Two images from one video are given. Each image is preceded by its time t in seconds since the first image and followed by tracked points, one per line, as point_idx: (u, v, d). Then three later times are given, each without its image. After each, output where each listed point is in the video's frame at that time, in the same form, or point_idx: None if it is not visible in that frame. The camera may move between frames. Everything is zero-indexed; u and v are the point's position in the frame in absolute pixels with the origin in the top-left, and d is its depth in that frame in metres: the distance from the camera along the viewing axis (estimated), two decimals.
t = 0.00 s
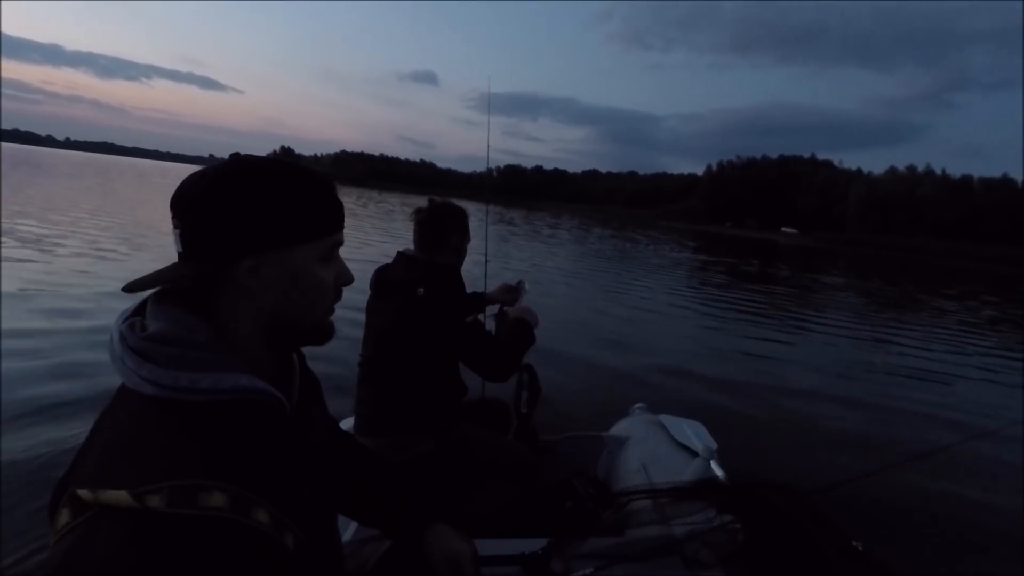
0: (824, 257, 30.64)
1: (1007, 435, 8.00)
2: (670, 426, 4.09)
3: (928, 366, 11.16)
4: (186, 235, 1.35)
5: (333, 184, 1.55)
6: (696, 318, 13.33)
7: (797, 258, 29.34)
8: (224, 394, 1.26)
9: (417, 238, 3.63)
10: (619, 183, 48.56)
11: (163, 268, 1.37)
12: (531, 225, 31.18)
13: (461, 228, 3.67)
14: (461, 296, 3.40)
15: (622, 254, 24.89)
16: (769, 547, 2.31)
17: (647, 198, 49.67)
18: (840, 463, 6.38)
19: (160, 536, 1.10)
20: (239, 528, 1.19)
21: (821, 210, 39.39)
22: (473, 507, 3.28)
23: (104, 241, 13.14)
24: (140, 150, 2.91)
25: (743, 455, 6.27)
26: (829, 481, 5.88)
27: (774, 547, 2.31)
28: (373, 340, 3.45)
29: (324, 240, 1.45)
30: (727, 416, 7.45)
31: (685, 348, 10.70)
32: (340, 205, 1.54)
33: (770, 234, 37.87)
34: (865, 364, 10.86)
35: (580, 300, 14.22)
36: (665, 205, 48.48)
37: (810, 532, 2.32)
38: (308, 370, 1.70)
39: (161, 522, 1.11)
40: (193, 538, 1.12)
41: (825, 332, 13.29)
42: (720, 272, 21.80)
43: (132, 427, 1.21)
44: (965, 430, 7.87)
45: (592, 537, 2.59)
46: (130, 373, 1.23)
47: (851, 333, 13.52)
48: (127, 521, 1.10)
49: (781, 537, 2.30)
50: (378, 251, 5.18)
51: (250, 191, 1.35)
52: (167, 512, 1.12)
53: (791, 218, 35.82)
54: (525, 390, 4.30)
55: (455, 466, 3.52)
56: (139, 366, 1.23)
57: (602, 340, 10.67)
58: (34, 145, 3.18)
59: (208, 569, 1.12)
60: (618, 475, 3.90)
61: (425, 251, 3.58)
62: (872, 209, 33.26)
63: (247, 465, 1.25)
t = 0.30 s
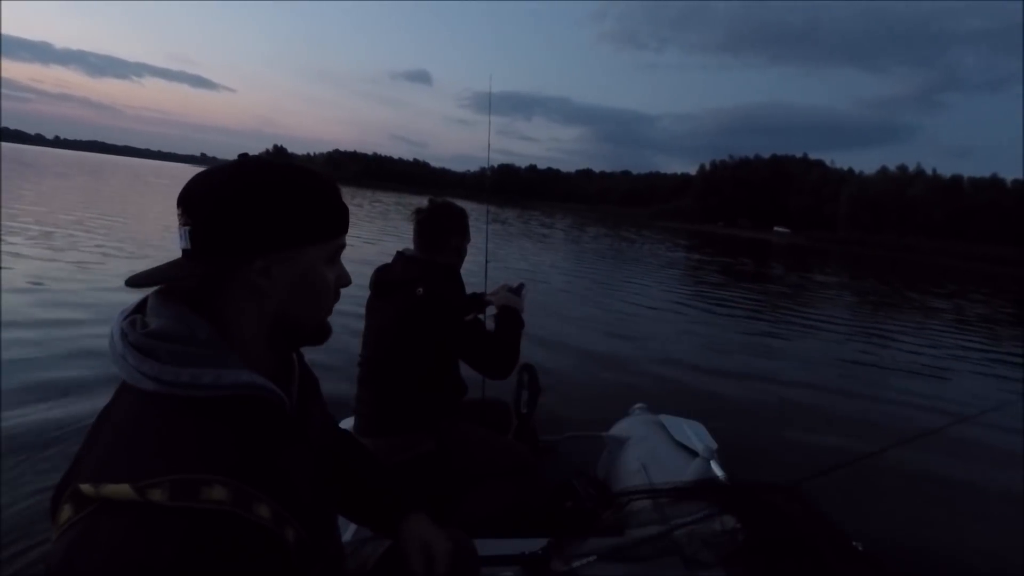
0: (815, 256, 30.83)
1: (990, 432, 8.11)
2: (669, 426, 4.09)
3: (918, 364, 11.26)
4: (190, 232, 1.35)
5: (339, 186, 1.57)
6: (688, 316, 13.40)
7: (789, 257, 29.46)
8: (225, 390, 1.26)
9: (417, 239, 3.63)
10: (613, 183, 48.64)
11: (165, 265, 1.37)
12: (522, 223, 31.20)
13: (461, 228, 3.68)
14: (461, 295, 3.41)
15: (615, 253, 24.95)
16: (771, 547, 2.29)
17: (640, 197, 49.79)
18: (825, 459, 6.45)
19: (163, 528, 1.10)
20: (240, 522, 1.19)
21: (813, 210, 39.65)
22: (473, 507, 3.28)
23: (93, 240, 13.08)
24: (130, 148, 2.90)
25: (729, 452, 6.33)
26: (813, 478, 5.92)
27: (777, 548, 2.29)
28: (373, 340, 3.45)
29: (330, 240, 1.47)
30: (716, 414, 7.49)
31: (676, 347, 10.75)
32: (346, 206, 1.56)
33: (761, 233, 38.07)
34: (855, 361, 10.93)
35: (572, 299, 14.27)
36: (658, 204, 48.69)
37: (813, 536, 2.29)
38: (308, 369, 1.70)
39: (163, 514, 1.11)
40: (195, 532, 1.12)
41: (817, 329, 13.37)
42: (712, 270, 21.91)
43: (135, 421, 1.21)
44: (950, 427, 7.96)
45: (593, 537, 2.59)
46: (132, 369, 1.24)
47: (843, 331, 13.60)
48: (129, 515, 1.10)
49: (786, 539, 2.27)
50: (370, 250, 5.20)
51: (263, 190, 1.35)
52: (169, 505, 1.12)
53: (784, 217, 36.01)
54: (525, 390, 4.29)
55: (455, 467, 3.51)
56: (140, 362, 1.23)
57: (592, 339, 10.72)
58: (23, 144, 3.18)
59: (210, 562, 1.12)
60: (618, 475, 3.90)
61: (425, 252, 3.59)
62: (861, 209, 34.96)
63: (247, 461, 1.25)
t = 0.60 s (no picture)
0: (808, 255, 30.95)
1: (975, 428, 8.19)
2: (669, 426, 4.10)
3: (907, 361, 11.32)
4: (187, 229, 1.34)
5: (337, 186, 1.57)
6: (682, 315, 13.42)
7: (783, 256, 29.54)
8: (219, 386, 1.26)
9: (416, 239, 3.63)
10: (607, 183, 48.73)
11: (160, 262, 1.37)
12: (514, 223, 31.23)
13: (460, 229, 3.68)
14: (460, 295, 3.41)
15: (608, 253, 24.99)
16: (770, 547, 2.28)
17: (634, 196, 49.87)
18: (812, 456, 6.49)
19: (155, 524, 1.09)
20: (232, 519, 1.18)
21: (806, 210, 39.82)
22: (471, 507, 3.27)
23: (85, 241, 13.04)
24: (121, 148, 2.90)
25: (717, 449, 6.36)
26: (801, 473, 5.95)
27: (776, 548, 2.28)
28: (371, 339, 3.45)
29: (329, 240, 1.46)
30: (705, 413, 7.51)
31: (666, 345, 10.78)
32: (345, 206, 1.55)
33: (755, 232, 38.17)
34: (846, 360, 10.97)
35: (565, 298, 14.30)
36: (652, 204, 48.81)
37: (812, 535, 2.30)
38: (306, 368, 1.70)
39: (155, 509, 1.11)
40: (187, 528, 1.12)
41: (810, 328, 13.41)
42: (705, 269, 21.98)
43: (128, 417, 1.21)
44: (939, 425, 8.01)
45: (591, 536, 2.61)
46: (126, 366, 1.23)
47: (836, 329, 13.64)
48: (121, 510, 1.09)
49: (785, 538, 2.27)
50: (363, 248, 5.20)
51: (263, 188, 1.35)
52: (161, 501, 1.11)
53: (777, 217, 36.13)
54: (525, 390, 4.29)
55: (454, 467, 3.51)
56: (135, 359, 1.23)
57: (581, 337, 10.75)
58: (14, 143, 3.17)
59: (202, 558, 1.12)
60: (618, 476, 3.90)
61: (425, 252, 3.59)
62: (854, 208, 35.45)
63: (240, 457, 1.25)
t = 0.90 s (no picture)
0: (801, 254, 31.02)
1: (963, 426, 8.24)
2: (670, 426, 4.10)
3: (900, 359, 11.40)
4: (189, 229, 1.34)
5: (339, 187, 1.57)
6: (675, 314, 13.44)
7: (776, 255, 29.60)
8: (220, 388, 1.26)
9: (417, 239, 3.63)
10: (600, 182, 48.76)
11: (161, 262, 1.37)
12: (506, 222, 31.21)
13: (461, 229, 3.67)
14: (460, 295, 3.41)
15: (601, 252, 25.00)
16: (772, 548, 2.29)
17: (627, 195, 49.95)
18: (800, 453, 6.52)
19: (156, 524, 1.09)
20: (233, 520, 1.18)
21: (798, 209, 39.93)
22: (471, 507, 3.28)
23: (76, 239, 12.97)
24: (112, 145, 2.88)
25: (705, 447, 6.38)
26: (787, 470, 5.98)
27: (777, 548, 2.29)
28: (372, 339, 3.45)
29: (331, 242, 1.46)
30: (696, 412, 7.51)
31: (658, 344, 10.80)
32: (347, 206, 1.55)
33: (749, 232, 38.25)
34: (838, 358, 11.00)
35: (558, 297, 14.31)
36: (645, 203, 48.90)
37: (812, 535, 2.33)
38: (306, 368, 1.70)
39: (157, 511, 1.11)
40: (187, 529, 1.12)
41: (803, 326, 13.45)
42: (698, 269, 22.02)
43: (131, 417, 1.21)
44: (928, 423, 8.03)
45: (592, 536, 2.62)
46: (128, 367, 1.23)
47: (829, 328, 13.68)
48: (123, 511, 1.09)
49: (785, 538, 2.29)
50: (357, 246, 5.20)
51: (267, 188, 1.34)
52: (163, 502, 1.11)
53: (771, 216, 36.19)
54: (525, 390, 4.29)
55: (454, 467, 3.51)
56: (136, 359, 1.23)
57: (573, 336, 10.77)
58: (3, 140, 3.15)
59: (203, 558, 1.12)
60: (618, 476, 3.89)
61: (425, 252, 3.59)
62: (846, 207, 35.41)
63: (241, 459, 1.25)
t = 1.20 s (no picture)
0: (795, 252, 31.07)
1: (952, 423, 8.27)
2: (669, 426, 4.10)
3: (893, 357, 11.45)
4: (189, 228, 1.34)
5: (337, 187, 1.56)
6: (669, 312, 13.46)
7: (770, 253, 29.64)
8: (220, 388, 1.26)
9: (416, 239, 3.63)
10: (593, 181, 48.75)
11: (160, 264, 1.37)
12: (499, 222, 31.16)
13: (459, 228, 3.67)
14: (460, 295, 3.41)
15: (595, 251, 24.99)
16: (772, 547, 2.27)
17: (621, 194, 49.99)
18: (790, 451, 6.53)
19: (156, 526, 1.09)
20: (233, 521, 1.18)
21: (791, 207, 40.06)
22: (471, 507, 3.28)
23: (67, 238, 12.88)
24: (103, 144, 2.86)
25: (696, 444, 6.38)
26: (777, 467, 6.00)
27: (778, 548, 2.27)
28: (371, 339, 3.46)
29: (330, 241, 1.46)
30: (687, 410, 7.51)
31: (652, 342, 10.80)
32: (346, 205, 1.55)
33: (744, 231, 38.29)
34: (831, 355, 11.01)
35: (551, 295, 14.30)
36: (639, 202, 48.93)
37: (814, 534, 2.30)
38: (306, 369, 1.70)
39: (156, 513, 1.10)
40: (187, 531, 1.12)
41: (796, 324, 13.48)
42: (692, 267, 22.04)
43: (130, 418, 1.21)
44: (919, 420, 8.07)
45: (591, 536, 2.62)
46: (127, 368, 1.23)
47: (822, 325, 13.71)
48: (121, 513, 1.09)
49: (785, 538, 2.27)
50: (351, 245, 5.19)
51: (266, 188, 1.34)
52: (162, 504, 1.11)
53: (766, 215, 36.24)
54: (525, 391, 4.29)
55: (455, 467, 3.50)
56: (136, 361, 1.23)
57: (565, 335, 10.77)
58: None
59: (204, 560, 1.12)
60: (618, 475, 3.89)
61: (424, 252, 3.59)
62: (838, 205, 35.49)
63: (241, 461, 1.25)
